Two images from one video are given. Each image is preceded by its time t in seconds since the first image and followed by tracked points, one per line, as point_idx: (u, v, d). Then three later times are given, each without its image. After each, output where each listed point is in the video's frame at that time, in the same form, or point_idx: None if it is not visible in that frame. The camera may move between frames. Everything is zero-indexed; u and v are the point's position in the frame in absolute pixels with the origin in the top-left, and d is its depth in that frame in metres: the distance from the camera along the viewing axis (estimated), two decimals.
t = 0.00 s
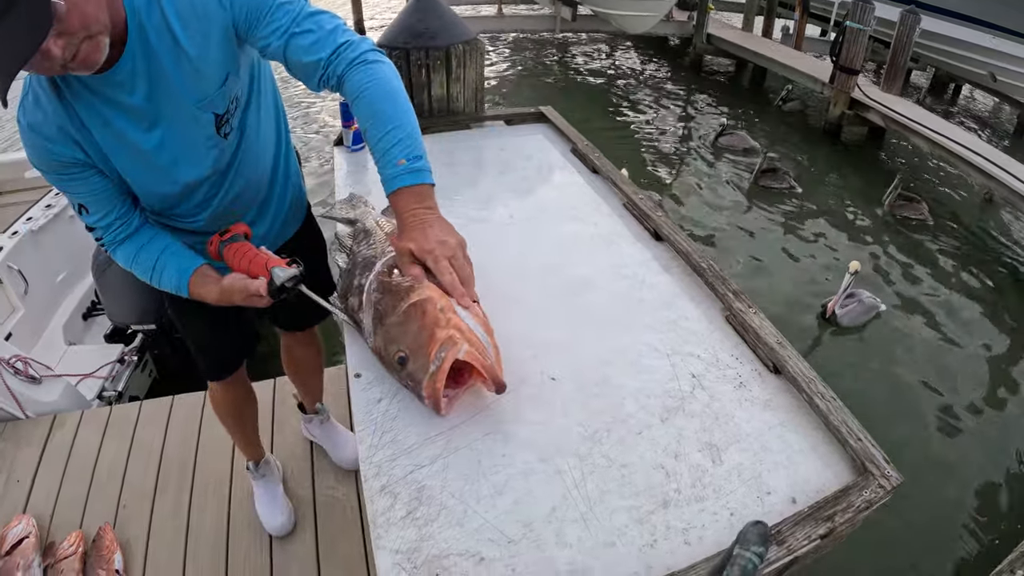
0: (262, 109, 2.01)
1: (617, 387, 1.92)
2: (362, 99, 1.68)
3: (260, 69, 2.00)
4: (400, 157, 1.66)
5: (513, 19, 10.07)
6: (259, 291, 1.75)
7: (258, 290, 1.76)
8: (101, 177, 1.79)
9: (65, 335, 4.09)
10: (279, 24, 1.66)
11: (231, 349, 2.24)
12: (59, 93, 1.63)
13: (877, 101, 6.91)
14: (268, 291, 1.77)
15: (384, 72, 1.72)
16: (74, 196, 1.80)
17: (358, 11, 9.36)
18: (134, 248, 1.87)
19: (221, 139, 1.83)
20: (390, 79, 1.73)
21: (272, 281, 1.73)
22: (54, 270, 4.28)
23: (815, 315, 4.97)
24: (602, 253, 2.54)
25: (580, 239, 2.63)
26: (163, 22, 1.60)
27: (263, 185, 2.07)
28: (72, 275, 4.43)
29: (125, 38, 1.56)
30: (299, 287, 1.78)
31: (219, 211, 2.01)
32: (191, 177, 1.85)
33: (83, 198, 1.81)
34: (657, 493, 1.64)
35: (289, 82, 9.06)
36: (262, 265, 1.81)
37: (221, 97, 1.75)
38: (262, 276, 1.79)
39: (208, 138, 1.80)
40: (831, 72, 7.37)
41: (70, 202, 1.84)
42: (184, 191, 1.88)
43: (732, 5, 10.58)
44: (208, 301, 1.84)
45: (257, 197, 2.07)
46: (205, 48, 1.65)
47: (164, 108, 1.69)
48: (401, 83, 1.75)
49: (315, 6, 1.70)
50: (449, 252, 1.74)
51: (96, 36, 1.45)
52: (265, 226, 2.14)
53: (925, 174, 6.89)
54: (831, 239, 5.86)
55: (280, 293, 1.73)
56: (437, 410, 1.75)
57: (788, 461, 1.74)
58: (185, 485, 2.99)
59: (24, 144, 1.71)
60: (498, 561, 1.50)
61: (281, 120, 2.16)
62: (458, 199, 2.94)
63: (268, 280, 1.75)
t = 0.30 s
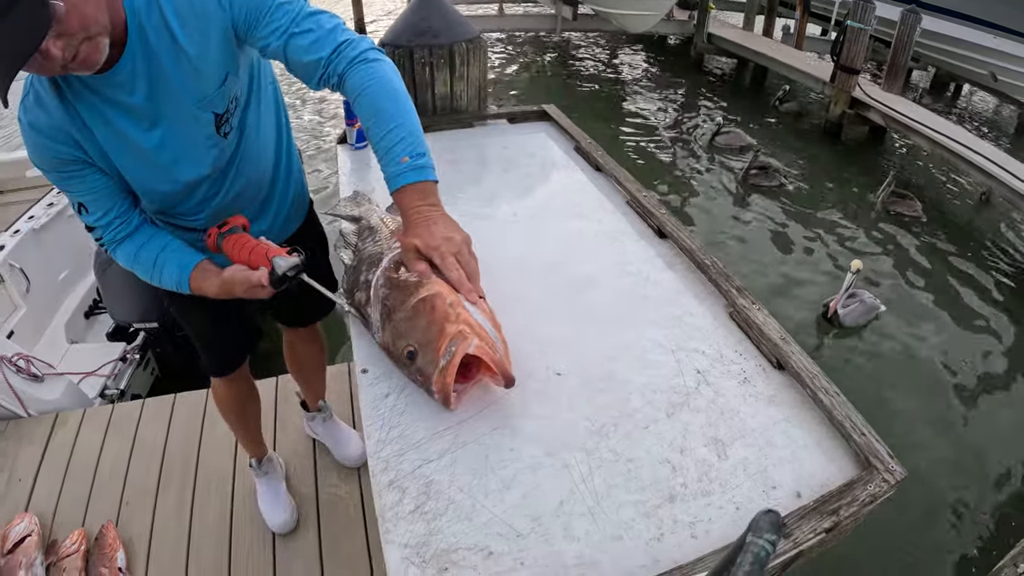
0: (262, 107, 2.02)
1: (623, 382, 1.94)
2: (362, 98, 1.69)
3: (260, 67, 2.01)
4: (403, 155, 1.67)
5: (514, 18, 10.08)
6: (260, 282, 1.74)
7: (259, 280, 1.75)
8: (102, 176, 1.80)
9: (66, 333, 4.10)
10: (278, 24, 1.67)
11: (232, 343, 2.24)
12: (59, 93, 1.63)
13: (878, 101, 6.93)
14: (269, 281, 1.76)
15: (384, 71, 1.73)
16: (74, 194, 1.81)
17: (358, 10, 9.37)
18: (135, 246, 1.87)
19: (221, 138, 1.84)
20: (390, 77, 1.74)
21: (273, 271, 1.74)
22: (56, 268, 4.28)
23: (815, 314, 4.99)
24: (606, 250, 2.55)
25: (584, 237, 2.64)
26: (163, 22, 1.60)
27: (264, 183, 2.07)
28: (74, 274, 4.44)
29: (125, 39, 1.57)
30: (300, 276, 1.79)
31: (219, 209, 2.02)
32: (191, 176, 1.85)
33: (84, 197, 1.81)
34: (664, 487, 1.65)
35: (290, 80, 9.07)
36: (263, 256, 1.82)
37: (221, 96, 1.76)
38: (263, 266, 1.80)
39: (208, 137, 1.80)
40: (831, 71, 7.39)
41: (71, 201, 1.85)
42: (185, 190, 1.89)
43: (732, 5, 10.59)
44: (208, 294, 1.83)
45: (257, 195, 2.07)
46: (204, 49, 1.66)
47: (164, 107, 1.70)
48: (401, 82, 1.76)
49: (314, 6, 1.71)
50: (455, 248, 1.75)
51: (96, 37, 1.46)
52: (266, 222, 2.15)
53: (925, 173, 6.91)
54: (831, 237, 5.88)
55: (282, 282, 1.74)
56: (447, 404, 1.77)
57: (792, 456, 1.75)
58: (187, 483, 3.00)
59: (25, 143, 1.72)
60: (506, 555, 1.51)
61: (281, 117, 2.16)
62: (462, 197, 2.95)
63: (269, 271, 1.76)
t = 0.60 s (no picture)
0: (263, 105, 2.00)
1: (625, 382, 1.92)
2: (364, 96, 1.68)
3: (261, 64, 1.99)
4: (405, 153, 1.65)
5: (515, 18, 10.06)
6: (265, 285, 1.74)
7: (264, 284, 1.74)
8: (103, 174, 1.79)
9: (67, 333, 4.10)
10: (280, 21, 1.65)
11: (232, 344, 2.23)
12: (60, 90, 1.62)
13: (879, 100, 6.89)
14: (274, 284, 1.75)
15: (386, 68, 1.72)
16: (76, 192, 1.80)
17: (360, 10, 9.36)
18: (134, 246, 1.86)
19: (222, 136, 1.83)
20: (392, 75, 1.72)
21: (278, 275, 1.73)
22: (57, 267, 4.27)
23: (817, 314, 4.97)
24: (607, 249, 2.54)
25: (587, 235, 2.63)
26: (164, 19, 1.59)
27: (266, 182, 2.06)
28: (75, 273, 4.43)
29: (125, 35, 1.56)
30: (304, 280, 1.77)
31: (222, 206, 2.00)
32: (192, 174, 1.84)
33: (85, 194, 1.80)
34: (666, 488, 1.63)
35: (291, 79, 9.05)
36: (268, 259, 1.79)
37: (222, 93, 1.75)
38: (267, 270, 1.78)
39: (208, 135, 1.79)
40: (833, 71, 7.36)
41: (72, 199, 1.84)
42: (186, 189, 1.88)
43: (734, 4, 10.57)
44: (214, 296, 1.81)
45: (259, 193, 2.06)
46: (205, 46, 1.65)
47: (164, 105, 1.68)
48: (404, 79, 1.74)
49: (315, 3, 1.70)
50: (456, 247, 1.73)
51: (95, 32, 1.45)
52: (267, 221, 2.14)
53: (927, 172, 6.88)
54: (833, 237, 5.86)
55: (287, 286, 1.72)
56: (447, 404, 1.75)
57: (796, 457, 1.73)
58: (188, 483, 2.99)
59: (24, 140, 1.70)
60: (507, 557, 1.49)
61: (283, 115, 2.15)
62: (463, 196, 2.93)
63: (274, 274, 1.74)
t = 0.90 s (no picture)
0: (268, 107, 2.01)
1: (626, 383, 1.93)
2: (368, 97, 1.68)
3: (266, 66, 2.01)
4: (408, 154, 1.66)
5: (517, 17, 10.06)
6: (265, 284, 1.75)
7: (264, 283, 1.75)
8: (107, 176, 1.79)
9: (70, 332, 4.12)
10: (284, 23, 1.66)
11: (236, 342, 2.23)
12: (65, 92, 1.62)
13: (881, 100, 6.90)
14: (273, 283, 1.76)
15: (390, 70, 1.72)
16: (79, 193, 1.81)
17: (361, 10, 9.38)
18: (136, 247, 1.87)
19: (227, 138, 1.83)
20: (396, 76, 1.73)
21: (277, 273, 1.73)
22: (60, 266, 4.29)
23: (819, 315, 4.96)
24: (608, 249, 2.54)
25: (589, 235, 2.63)
26: (168, 22, 1.60)
27: (270, 182, 2.07)
28: (77, 272, 4.44)
29: (130, 37, 1.57)
30: (303, 277, 1.78)
31: (227, 207, 2.01)
32: (197, 175, 1.85)
33: (88, 196, 1.81)
34: (666, 489, 1.64)
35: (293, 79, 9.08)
36: (267, 257, 1.80)
37: (227, 94, 1.75)
38: (267, 268, 1.79)
39: (213, 136, 1.80)
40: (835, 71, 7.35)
41: (75, 199, 1.85)
42: (191, 190, 1.88)
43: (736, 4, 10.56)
44: (216, 295, 1.82)
45: (263, 193, 2.07)
46: (210, 48, 1.65)
47: (169, 106, 1.69)
48: (408, 80, 1.75)
49: (319, 5, 1.71)
50: (458, 249, 1.75)
51: (101, 35, 1.46)
52: (272, 221, 2.15)
53: (929, 172, 6.87)
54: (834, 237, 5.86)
55: (285, 284, 1.73)
56: (447, 405, 1.76)
57: (796, 458, 1.74)
58: (189, 482, 3.00)
59: (29, 141, 1.71)
60: (507, 557, 1.49)
61: (288, 116, 2.16)
62: (465, 196, 2.94)
63: (273, 273, 1.75)
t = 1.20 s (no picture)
0: (274, 106, 2.03)
1: (628, 382, 1.94)
2: (376, 97, 1.70)
3: (273, 66, 2.02)
4: (414, 155, 1.68)
5: (518, 18, 10.09)
6: (257, 288, 1.76)
7: (258, 287, 1.77)
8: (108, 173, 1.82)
9: (72, 331, 4.15)
10: (292, 23, 1.68)
11: (237, 341, 2.24)
12: (72, 89, 1.64)
13: (883, 101, 6.92)
14: (266, 287, 1.78)
15: (397, 70, 1.74)
16: (77, 188, 1.83)
17: (363, 10, 9.40)
18: (133, 246, 1.89)
19: (233, 137, 1.85)
20: (403, 76, 1.74)
21: (271, 278, 1.76)
22: (62, 266, 4.31)
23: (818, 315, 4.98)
24: (609, 250, 2.56)
25: (590, 235, 2.65)
26: (176, 21, 1.61)
27: (276, 182, 2.08)
28: (80, 271, 4.46)
29: (138, 36, 1.58)
30: (298, 282, 1.80)
31: (233, 206, 2.03)
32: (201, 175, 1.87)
33: (86, 192, 1.84)
34: (667, 488, 1.65)
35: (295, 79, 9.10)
36: (260, 261, 1.81)
37: (234, 94, 1.77)
38: (260, 272, 1.80)
39: (219, 136, 1.81)
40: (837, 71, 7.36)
41: (72, 196, 1.88)
42: (196, 189, 1.90)
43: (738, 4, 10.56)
44: (206, 298, 1.85)
45: (268, 193, 2.09)
46: (217, 47, 1.67)
47: (175, 104, 1.71)
48: (414, 80, 1.76)
49: (328, 5, 1.72)
50: (462, 249, 1.76)
51: (107, 32, 1.47)
52: (277, 220, 2.16)
53: (931, 172, 6.87)
54: (834, 238, 5.88)
55: (280, 288, 1.75)
56: (451, 403, 1.77)
57: (796, 456, 1.75)
58: (192, 481, 3.02)
59: (33, 136, 1.73)
60: (510, 554, 1.51)
61: (294, 116, 2.17)
62: (467, 196, 2.95)
63: (267, 277, 1.77)
